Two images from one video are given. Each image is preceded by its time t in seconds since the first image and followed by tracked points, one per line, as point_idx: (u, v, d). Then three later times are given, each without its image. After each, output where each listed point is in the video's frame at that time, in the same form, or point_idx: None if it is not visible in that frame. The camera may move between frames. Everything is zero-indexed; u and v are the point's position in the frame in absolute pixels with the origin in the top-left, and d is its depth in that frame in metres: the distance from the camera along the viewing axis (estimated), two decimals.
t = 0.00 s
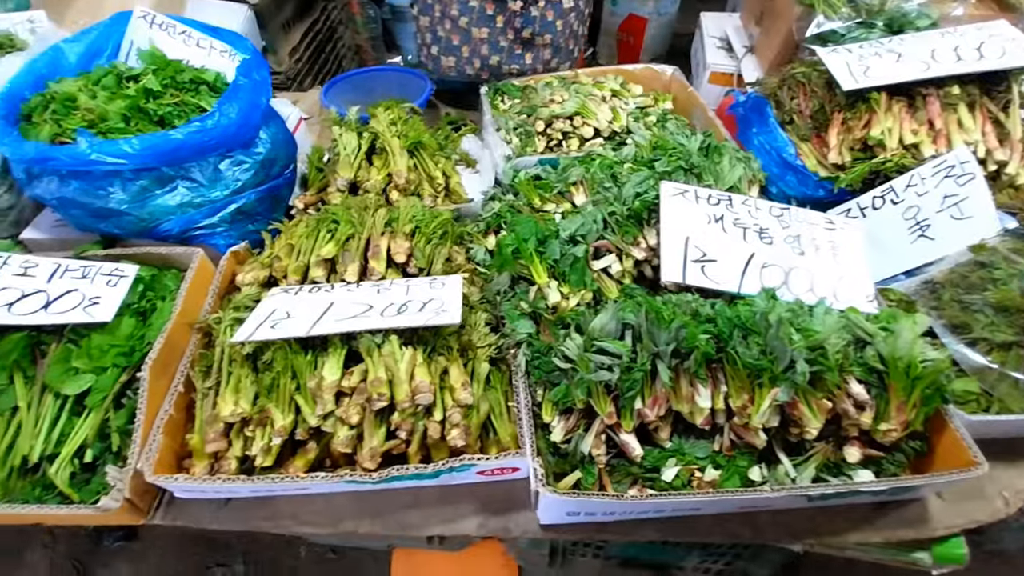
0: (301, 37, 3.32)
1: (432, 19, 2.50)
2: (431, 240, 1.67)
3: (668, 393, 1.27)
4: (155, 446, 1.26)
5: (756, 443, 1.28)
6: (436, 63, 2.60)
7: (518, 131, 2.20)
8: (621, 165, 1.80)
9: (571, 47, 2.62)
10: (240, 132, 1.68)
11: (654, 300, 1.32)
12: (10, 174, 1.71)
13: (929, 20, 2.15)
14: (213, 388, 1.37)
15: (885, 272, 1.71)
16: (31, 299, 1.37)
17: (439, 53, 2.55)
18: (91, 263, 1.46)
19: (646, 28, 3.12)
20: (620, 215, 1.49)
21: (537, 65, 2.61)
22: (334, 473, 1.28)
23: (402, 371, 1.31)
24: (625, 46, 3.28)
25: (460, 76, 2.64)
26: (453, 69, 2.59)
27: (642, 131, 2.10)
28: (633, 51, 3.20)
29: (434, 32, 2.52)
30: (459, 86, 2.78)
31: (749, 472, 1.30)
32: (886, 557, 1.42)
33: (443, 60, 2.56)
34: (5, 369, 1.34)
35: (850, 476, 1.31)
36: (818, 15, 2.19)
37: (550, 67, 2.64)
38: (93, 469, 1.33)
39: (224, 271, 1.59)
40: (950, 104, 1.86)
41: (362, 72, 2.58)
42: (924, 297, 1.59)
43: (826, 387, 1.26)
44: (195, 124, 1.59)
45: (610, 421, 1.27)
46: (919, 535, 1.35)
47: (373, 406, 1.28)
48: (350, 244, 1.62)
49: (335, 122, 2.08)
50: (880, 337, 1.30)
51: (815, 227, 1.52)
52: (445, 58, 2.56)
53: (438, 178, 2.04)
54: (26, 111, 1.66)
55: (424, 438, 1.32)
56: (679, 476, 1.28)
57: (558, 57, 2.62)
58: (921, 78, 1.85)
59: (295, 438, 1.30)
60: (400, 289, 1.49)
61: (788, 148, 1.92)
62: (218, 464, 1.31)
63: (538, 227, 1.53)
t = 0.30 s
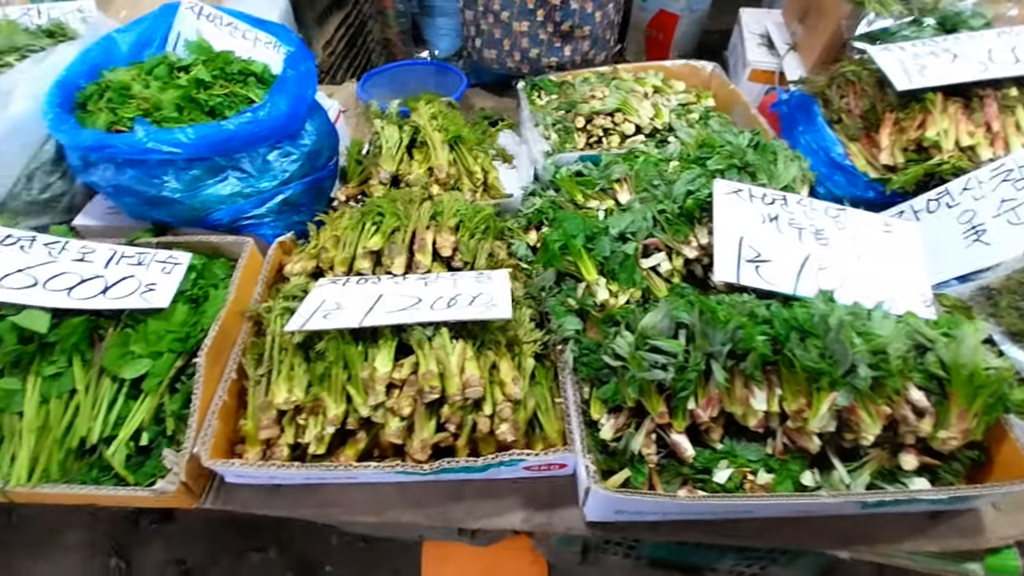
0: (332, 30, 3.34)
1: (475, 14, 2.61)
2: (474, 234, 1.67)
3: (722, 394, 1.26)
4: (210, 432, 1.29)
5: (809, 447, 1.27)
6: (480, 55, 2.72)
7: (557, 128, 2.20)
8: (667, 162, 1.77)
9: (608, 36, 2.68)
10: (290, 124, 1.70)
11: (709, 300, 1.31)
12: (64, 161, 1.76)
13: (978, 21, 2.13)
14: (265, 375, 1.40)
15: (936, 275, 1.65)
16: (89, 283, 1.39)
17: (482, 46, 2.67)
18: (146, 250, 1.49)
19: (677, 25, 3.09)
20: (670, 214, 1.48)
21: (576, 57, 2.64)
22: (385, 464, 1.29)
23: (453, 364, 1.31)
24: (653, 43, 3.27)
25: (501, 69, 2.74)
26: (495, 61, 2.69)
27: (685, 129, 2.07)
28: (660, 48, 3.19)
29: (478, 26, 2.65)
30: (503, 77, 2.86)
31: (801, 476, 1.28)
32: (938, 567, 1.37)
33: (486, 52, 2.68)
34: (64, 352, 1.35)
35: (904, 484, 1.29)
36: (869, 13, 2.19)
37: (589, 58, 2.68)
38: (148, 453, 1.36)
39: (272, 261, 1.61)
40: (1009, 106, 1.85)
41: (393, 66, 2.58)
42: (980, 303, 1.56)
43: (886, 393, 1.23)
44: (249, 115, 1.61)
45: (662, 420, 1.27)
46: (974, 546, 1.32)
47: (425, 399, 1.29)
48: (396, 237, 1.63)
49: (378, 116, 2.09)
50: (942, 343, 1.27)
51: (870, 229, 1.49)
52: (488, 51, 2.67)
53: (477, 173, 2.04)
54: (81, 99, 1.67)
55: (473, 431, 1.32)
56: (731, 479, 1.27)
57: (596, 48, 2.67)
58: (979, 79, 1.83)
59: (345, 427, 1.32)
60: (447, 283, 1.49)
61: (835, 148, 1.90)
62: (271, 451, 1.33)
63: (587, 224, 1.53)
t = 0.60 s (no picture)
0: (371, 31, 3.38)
1: (525, 18, 2.62)
2: (525, 234, 1.69)
3: (784, 399, 1.26)
4: (275, 419, 1.32)
5: (870, 456, 1.26)
6: (529, 58, 2.74)
7: (602, 130, 2.19)
8: (718, 166, 1.79)
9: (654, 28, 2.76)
10: (348, 121, 1.73)
11: (772, 304, 1.31)
12: (127, 153, 1.77)
13: None
14: (325, 366, 1.43)
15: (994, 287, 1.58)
16: (158, 272, 1.43)
17: (535, 50, 2.69)
18: (210, 242, 1.53)
19: (711, 28, 3.08)
20: (725, 217, 1.50)
21: (625, 50, 2.69)
22: (445, 457, 1.31)
23: (512, 361, 1.33)
24: (686, 46, 3.25)
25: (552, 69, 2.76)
26: (547, 63, 2.71)
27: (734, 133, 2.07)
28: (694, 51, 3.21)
29: (528, 30, 2.65)
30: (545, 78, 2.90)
31: (860, 484, 1.27)
32: None
33: (536, 55, 2.70)
34: (135, 338, 1.39)
35: (965, 496, 1.27)
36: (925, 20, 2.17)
37: (637, 51, 2.76)
38: (211, 438, 1.40)
39: (327, 255, 1.66)
40: None
41: (429, 68, 2.61)
42: None
43: (950, 402, 1.22)
44: (310, 112, 1.64)
45: (722, 424, 1.27)
46: None
47: (486, 394, 1.31)
48: (450, 234, 1.65)
49: (427, 116, 2.11)
50: (1007, 354, 1.25)
51: (931, 237, 1.47)
52: (540, 54, 2.69)
53: (523, 173, 2.06)
54: (147, 94, 1.71)
55: (531, 427, 1.35)
56: (791, 485, 1.27)
57: (645, 39, 2.74)
58: None
59: (404, 419, 1.34)
60: (502, 281, 1.51)
61: (889, 154, 1.88)
62: (331, 440, 1.36)
63: (643, 227, 1.53)
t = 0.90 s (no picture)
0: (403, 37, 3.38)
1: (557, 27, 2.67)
2: (574, 237, 1.72)
3: (846, 404, 1.29)
4: (341, 412, 1.36)
5: (928, 461, 1.29)
6: (560, 67, 2.76)
7: (641, 136, 2.22)
8: (767, 172, 1.82)
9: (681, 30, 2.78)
10: (402, 123, 1.77)
11: (831, 309, 1.35)
12: (187, 152, 1.85)
13: None
14: (385, 363, 1.45)
15: None
16: (226, 269, 1.47)
17: (564, 59, 2.73)
18: (273, 239, 1.57)
19: (736, 35, 3.14)
20: (781, 223, 1.53)
21: (655, 56, 2.76)
22: (508, 454, 1.34)
23: (574, 360, 1.35)
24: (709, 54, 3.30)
25: (583, 77, 2.80)
26: (578, 71, 2.76)
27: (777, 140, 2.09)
28: (718, 58, 3.26)
29: (560, 40, 2.69)
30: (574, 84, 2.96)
31: (917, 489, 1.29)
32: None
33: (568, 64, 2.73)
34: (205, 332, 1.43)
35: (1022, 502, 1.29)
36: (966, 31, 2.16)
37: (666, 56, 2.80)
38: (276, 430, 1.44)
39: (381, 255, 1.70)
40: None
41: (465, 74, 2.65)
42: None
43: (1011, 409, 1.24)
44: (369, 115, 1.68)
45: (783, 427, 1.30)
46: None
47: (548, 393, 1.34)
48: (503, 236, 1.67)
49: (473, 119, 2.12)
50: None
51: (984, 246, 1.50)
52: (570, 62, 2.74)
53: (563, 175, 2.05)
54: (209, 95, 1.75)
55: (590, 426, 1.37)
56: (851, 489, 1.29)
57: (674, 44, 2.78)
58: None
59: (466, 416, 1.37)
60: (556, 282, 1.53)
61: (933, 164, 1.92)
62: (392, 434, 1.39)
63: (697, 231, 1.55)
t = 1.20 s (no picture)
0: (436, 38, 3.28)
1: (585, 43, 2.74)
2: (621, 250, 1.74)
3: (904, 424, 1.30)
4: (398, 421, 1.40)
5: (987, 482, 1.29)
6: (586, 80, 2.85)
7: (680, 149, 2.23)
8: (814, 189, 1.84)
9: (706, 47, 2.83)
10: (452, 136, 1.80)
11: (888, 329, 1.36)
12: (240, 163, 1.91)
13: None
14: (440, 374, 1.47)
15: None
16: (286, 279, 1.51)
17: (590, 72, 2.81)
18: (329, 250, 1.60)
19: (760, 47, 3.16)
20: (833, 240, 1.54)
21: (680, 70, 2.81)
22: (565, 467, 1.35)
23: (630, 375, 1.37)
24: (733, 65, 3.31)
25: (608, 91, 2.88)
26: (604, 84, 2.84)
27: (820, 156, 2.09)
28: (742, 69, 3.27)
29: (586, 54, 2.77)
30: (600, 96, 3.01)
31: (974, 511, 1.29)
32: None
33: (594, 77, 2.82)
34: (265, 341, 1.47)
35: None
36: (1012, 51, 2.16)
37: (691, 71, 2.85)
38: (331, 438, 1.47)
39: (431, 267, 1.73)
40: None
41: (499, 85, 2.68)
42: None
43: None
44: (423, 128, 1.72)
45: (841, 446, 1.31)
46: None
47: (605, 407, 1.35)
48: (552, 249, 1.70)
49: (515, 132, 2.14)
50: None
51: None
52: (597, 76, 2.82)
53: (604, 189, 2.04)
54: (265, 107, 1.80)
55: (645, 440, 1.37)
56: (909, 510, 1.29)
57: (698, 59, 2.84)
58: None
59: (522, 429, 1.38)
60: (606, 296, 1.54)
61: (979, 181, 1.91)
62: (447, 445, 1.41)
63: (749, 248, 1.56)
